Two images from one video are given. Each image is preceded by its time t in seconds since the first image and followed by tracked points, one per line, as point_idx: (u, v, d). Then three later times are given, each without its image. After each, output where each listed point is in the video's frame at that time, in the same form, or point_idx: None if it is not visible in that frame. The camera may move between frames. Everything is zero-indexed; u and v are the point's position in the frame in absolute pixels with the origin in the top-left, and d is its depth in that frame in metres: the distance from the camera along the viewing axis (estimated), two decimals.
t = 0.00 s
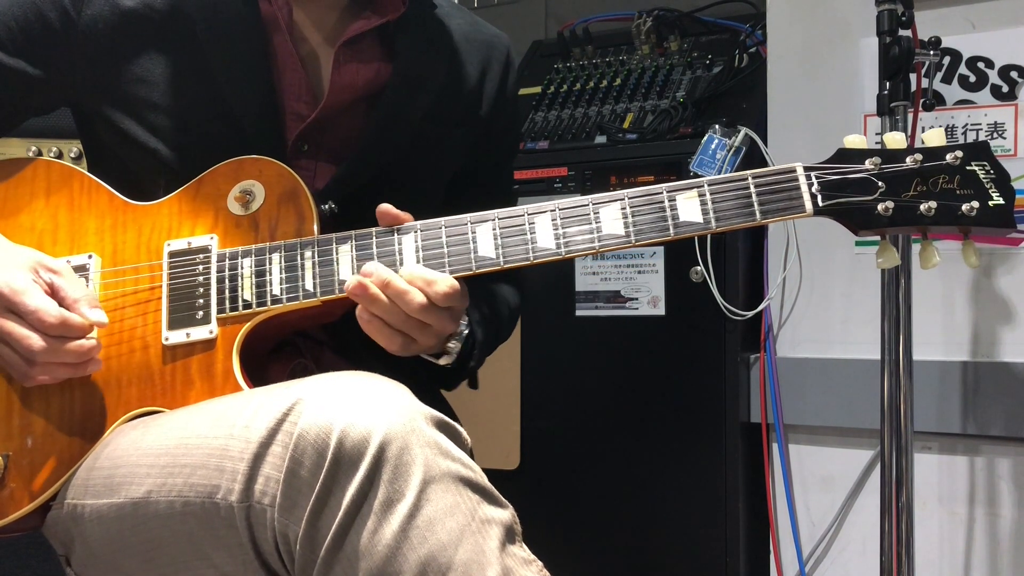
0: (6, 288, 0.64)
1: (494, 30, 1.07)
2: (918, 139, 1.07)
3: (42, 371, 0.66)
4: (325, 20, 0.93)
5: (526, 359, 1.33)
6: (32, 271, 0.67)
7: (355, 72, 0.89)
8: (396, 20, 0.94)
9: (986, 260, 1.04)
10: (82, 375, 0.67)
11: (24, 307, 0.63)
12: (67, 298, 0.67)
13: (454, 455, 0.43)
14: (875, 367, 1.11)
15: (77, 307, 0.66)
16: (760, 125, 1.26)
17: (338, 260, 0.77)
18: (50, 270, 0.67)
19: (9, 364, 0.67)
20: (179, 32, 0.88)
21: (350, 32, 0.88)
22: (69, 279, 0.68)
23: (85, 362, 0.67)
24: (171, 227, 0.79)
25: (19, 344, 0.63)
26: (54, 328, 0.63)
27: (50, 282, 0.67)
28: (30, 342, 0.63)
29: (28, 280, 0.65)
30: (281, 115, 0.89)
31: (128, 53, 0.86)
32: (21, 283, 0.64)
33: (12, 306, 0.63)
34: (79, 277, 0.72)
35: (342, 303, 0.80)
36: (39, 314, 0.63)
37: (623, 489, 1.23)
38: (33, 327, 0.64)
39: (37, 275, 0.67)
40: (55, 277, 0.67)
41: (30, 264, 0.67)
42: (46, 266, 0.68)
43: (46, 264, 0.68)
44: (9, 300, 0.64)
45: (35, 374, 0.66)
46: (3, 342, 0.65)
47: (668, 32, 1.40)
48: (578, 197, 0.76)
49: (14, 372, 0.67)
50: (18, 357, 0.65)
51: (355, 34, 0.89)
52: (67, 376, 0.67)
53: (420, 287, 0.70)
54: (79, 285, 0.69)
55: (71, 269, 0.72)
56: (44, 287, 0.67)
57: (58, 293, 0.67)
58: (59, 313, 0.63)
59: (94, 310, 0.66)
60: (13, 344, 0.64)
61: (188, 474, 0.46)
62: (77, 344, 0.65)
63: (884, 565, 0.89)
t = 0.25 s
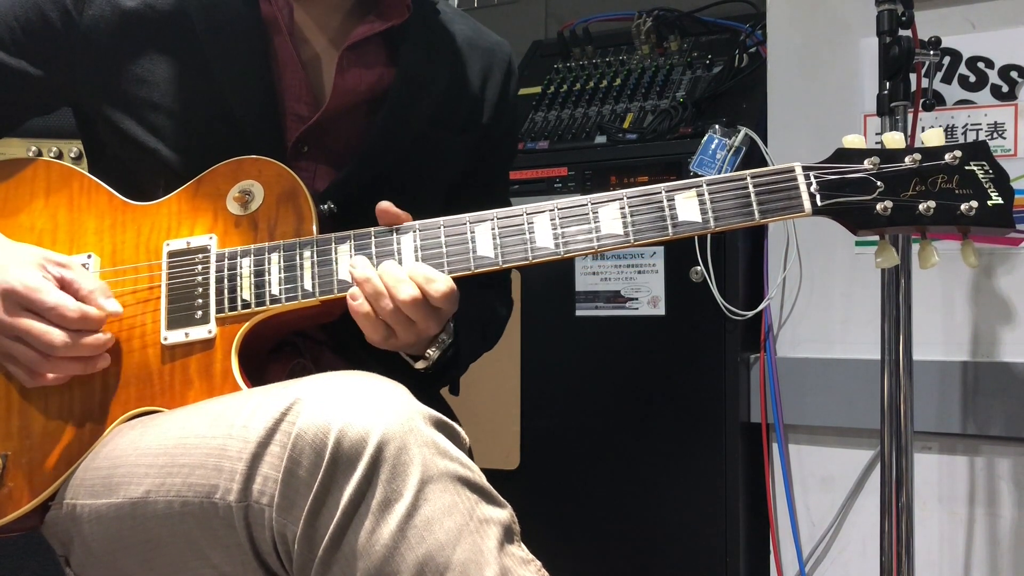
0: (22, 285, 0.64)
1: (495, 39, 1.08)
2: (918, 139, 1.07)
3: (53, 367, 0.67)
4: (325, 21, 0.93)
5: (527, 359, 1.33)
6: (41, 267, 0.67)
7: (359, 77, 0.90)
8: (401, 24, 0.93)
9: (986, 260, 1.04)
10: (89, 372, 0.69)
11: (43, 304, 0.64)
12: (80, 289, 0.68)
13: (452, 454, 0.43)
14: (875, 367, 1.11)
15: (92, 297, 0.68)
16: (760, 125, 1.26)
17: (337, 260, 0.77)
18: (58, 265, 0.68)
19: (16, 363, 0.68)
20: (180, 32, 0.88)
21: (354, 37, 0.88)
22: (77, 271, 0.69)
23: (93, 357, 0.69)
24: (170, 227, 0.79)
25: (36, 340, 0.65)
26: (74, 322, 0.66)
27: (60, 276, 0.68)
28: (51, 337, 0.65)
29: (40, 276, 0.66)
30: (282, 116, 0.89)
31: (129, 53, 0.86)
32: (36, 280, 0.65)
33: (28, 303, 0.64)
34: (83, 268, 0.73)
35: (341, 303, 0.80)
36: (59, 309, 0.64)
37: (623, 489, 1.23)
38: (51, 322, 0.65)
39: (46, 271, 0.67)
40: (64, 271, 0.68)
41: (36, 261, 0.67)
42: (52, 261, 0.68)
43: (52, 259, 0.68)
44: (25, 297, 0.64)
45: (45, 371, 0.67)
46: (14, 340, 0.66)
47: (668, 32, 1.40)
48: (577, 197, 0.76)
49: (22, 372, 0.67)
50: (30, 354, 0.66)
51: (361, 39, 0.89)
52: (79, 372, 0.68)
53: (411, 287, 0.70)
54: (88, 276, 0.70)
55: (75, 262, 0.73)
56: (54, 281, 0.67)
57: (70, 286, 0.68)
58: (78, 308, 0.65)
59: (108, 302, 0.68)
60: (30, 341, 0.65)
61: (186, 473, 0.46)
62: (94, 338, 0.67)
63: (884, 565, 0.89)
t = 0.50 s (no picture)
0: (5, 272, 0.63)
1: (497, 43, 1.08)
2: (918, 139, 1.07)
3: (46, 355, 0.64)
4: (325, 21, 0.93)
5: (527, 359, 1.33)
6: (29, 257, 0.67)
7: (358, 77, 0.90)
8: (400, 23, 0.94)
9: (986, 260, 1.04)
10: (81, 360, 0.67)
11: (23, 288, 0.63)
12: (67, 276, 0.67)
13: (453, 455, 0.43)
14: (875, 367, 1.11)
15: (78, 286, 0.67)
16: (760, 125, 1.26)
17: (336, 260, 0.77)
18: (46, 254, 0.68)
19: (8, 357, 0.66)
20: (180, 32, 0.88)
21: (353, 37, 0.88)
22: (66, 260, 0.69)
23: (84, 342, 0.66)
24: (170, 227, 0.79)
25: (18, 327, 0.62)
26: (54, 308, 0.64)
27: (48, 266, 0.67)
28: (29, 322, 0.62)
29: (25, 265, 0.65)
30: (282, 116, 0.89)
31: (129, 53, 0.86)
32: (19, 268, 0.64)
33: (8, 290, 0.63)
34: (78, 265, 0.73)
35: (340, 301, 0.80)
36: (39, 294, 0.63)
37: (623, 488, 1.23)
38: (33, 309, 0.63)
39: (34, 260, 0.67)
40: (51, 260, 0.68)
41: (25, 250, 0.67)
42: (42, 251, 0.68)
43: (42, 250, 0.69)
44: (5, 284, 0.63)
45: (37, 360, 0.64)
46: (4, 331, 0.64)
47: (668, 32, 1.40)
48: (577, 195, 0.76)
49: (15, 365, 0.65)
50: (18, 344, 0.64)
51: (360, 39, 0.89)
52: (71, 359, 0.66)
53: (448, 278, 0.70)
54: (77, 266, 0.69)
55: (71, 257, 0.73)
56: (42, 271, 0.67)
57: (57, 274, 0.67)
58: (59, 293, 0.64)
59: (94, 290, 0.67)
60: (14, 328, 0.63)
61: (187, 474, 0.46)
62: (75, 324, 0.64)
63: (884, 564, 0.89)
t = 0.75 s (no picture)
0: None
1: (493, 31, 1.07)
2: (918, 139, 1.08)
3: (25, 365, 0.65)
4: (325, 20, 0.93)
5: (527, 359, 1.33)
6: (23, 264, 0.67)
7: (354, 71, 0.90)
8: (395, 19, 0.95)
9: (986, 260, 1.04)
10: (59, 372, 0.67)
11: (8, 296, 0.63)
12: (57, 292, 0.67)
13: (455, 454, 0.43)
14: (875, 367, 1.11)
15: (65, 302, 0.66)
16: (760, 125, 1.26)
17: (338, 258, 0.77)
18: (41, 264, 0.68)
19: None
20: (179, 32, 0.88)
21: (347, 34, 0.88)
22: (61, 273, 0.69)
23: (61, 357, 0.66)
24: (171, 227, 0.79)
25: None
26: (37, 318, 0.63)
27: (41, 277, 0.67)
28: (11, 332, 0.62)
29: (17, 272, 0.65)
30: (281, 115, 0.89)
31: (128, 53, 0.86)
32: (10, 274, 0.64)
33: None
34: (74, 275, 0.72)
35: (340, 299, 0.80)
36: (23, 302, 0.62)
37: (623, 489, 1.23)
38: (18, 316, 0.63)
39: (27, 268, 0.67)
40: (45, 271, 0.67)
41: (21, 257, 0.67)
42: (38, 260, 0.68)
43: (38, 258, 0.68)
44: None
45: (18, 369, 0.65)
46: None
47: (668, 32, 1.40)
48: (577, 192, 0.76)
49: None
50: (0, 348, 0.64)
51: (353, 35, 0.90)
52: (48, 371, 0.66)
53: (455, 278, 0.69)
54: (70, 280, 0.69)
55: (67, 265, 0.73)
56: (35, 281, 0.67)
57: (48, 287, 0.67)
58: (43, 303, 0.63)
59: (81, 310, 0.66)
60: None
61: (189, 473, 0.46)
62: (54, 337, 0.64)
63: (884, 564, 0.89)
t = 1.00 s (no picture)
0: None
1: (495, 31, 1.07)
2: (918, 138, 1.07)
3: (30, 368, 0.64)
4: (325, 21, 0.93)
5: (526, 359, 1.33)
6: (26, 267, 0.67)
7: (353, 74, 0.90)
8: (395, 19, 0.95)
9: (986, 260, 1.04)
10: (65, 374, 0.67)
11: (14, 300, 0.63)
12: (61, 293, 0.67)
13: (453, 454, 0.43)
14: (875, 367, 1.11)
15: (70, 304, 0.66)
16: (760, 125, 1.26)
17: (337, 260, 0.77)
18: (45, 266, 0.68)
19: None
20: (179, 32, 0.88)
21: (346, 34, 0.88)
22: (64, 275, 0.68)
23: (67, 359, 0.66)
24: (171, 227, 0.79)
25: (4, 337, 0.62)
26: (42, 322, 0.63)
27: (44, 279, 0.67)
28: (18, 336, 0.62)
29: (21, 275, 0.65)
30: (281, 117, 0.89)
31: (128, 54, 0.86)
32: (14, 277, 0.64)
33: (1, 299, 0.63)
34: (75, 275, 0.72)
35: (340, 301, 0.80)
36: (28, 307, 0.62)
37: (623, 489, 1.23)
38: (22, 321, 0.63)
39: (30, 271, 0.67)
40: (49, 273, 0.67)
41: (24, 260, 0.67)
42: (40, 262, 0.68)
43: (41, 260, 0.68)
44: None
45: (23, 372, 0.65)
46: None
47: (668, 32, 1.40)
48: (577, 195, 0.76)
49: None
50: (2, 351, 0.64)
51: (351, 36, 0.90)
52: (52, 374, 0.66)
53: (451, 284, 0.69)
54: (73, 281, 0.69)
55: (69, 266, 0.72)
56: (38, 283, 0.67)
57: (53, 290, 0.67)
58: (49, 308, 0.63)
59: (87, 310, 0.66)
60: None
61: (188, 473, 0.46)
62: (62, 339, 0.64)
63: (884, 565, 0.89)
